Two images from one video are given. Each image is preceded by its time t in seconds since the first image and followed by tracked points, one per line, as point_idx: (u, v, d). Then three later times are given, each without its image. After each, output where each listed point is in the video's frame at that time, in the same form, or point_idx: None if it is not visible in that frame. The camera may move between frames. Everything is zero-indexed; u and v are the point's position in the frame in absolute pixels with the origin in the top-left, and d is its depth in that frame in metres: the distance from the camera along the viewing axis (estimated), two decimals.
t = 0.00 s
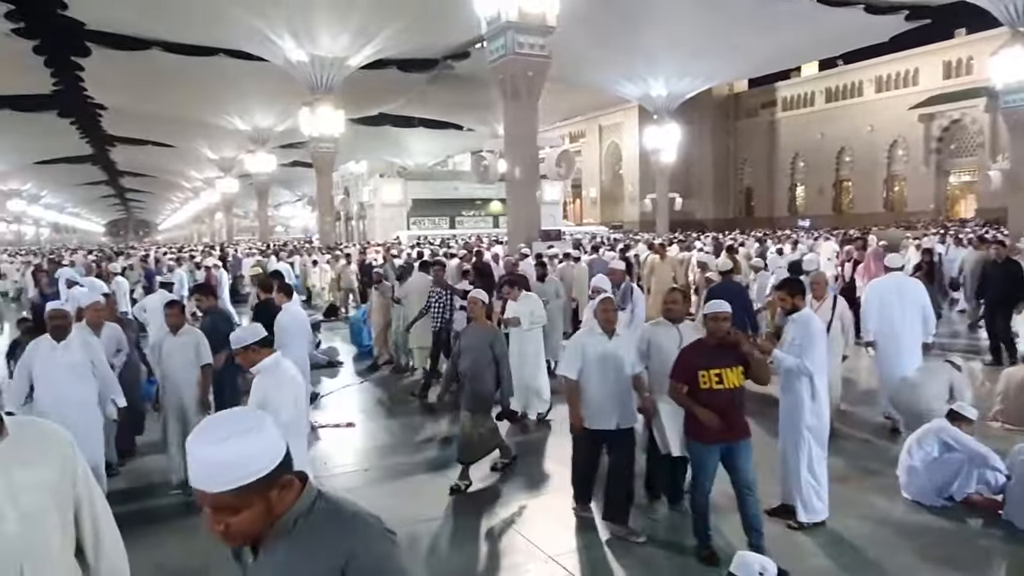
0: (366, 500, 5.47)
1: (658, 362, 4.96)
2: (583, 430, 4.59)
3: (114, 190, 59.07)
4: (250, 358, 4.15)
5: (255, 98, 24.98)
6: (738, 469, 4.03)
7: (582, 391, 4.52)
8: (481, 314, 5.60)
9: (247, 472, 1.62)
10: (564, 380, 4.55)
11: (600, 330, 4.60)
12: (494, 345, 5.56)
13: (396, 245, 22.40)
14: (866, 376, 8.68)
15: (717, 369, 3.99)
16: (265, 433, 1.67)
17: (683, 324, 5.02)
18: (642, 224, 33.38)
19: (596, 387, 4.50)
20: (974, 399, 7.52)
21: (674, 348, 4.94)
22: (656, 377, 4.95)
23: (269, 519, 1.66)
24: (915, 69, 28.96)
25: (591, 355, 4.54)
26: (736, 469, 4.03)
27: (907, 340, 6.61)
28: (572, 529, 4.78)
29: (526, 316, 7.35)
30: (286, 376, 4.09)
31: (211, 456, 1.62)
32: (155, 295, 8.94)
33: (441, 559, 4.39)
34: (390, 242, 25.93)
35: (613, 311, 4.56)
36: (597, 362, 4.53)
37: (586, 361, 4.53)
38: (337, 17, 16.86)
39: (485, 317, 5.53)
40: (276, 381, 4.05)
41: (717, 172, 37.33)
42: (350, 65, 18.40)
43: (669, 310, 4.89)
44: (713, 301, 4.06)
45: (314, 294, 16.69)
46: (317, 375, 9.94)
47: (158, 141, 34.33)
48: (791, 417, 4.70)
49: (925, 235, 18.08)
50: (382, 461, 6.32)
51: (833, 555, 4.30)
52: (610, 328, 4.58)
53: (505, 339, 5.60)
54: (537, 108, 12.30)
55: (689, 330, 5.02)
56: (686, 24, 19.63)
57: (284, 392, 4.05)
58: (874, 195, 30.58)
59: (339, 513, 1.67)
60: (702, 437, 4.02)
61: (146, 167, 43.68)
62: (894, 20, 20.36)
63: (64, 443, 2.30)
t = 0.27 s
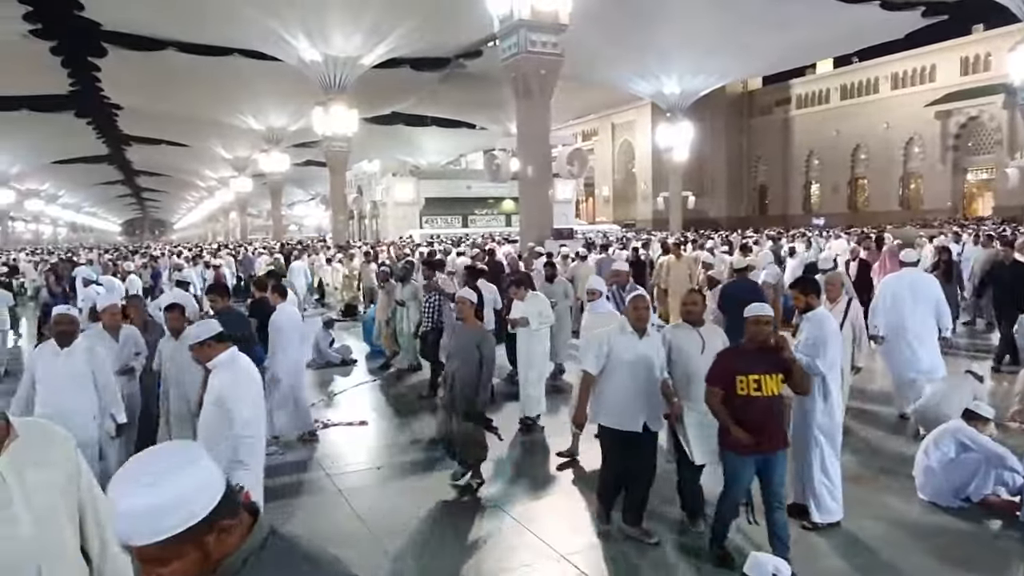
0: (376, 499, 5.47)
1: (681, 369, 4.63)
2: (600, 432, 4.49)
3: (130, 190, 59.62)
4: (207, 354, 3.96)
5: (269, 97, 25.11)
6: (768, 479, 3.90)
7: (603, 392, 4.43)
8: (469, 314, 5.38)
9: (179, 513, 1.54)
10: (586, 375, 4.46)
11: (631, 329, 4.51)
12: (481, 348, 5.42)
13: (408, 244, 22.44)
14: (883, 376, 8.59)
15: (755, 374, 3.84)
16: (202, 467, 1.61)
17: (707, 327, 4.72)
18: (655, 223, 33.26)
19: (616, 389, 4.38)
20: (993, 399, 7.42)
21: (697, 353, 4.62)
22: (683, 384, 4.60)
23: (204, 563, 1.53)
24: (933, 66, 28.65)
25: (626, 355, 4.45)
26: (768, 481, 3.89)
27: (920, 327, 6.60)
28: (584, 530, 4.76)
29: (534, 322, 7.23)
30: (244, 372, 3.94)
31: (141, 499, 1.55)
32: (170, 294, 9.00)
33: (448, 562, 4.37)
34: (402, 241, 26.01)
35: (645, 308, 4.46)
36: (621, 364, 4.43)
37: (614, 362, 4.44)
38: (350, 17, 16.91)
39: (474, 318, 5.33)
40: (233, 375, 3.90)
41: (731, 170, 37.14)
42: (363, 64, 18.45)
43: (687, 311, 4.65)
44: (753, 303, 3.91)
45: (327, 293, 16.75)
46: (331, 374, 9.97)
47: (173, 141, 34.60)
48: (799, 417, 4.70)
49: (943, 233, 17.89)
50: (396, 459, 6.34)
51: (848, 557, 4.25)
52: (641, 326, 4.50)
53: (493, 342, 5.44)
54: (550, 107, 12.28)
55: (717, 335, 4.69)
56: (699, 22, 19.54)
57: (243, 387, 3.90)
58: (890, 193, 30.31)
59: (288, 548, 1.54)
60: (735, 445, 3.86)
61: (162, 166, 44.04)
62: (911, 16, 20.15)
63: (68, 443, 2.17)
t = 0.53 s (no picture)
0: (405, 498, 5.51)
1: (725, 379, 4.45)
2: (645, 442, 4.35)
3: (169, 191, 60.92)
4: (191, 361, 3.86)
5: (304, 100, 25.45)
6: (828, 485, 3.77)
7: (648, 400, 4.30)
8: (470, 319, 5.31)
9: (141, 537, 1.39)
10: (629, 381, 4.37)
11: (676, 336, 4.34)
12: (484, 354, 5.30)
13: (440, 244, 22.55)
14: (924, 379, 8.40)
15: (818, 378, 3.71)
16: (140, 492, 1.48)
17: (744, 330, 4.57)
18: (688, 223, 32.97)
19: (661, 398, 4.25)
20: None
21: (737, 359, 4.46)
22: (725, 393, 4.41)
23: None
24: (976, 62, 27.92)
25: (675, 362, 4.29)
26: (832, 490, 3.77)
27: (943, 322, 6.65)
28: (613, 533, 4.74)
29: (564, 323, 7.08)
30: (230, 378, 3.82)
31: (90, 526, 1.32)
32: (208, 292, 9.16)
33: (476, 561, 4.38)
34: (435, 241, 26.17)
35: (692, 313, 4.31)
36: (667, 373, 4.28)
37: (662, 370, 4.30)
38: (384, 19, 17.05)
39: (475, 325, 5.25)
40: (219, 382, 3.78)
41: (766, 169, 36.64)
42: (396, 66, 18.60)
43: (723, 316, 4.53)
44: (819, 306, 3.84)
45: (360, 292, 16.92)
46: (364, 372, 10.08)
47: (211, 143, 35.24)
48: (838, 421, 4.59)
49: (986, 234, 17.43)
50: (426, 459, 6.37)
51: (883, 563, 4.18)
52: (688, 333, 4.33)
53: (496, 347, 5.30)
54: (583, 107, 12.24)
55: (758, 336, 4.56)
56: (733, 20, 19.32)
57: (228, 394, 3.77)
58: (931, 193, 29.62)
59: None
60: (786, 451, 3.78)
61: (200, 168, 44.91)
62: (954, 11, 19.67)
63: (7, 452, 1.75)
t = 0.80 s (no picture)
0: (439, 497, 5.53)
1: (773, 380, 4.38)
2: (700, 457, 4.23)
3: (213, 194, 62.23)
4: (179, 364, 3.92)
5: (342, 103, 25.78)
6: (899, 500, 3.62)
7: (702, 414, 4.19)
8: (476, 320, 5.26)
9: (82, 565, 1.40)
10: (678, 396, 4.29)
11: (723, 343, 4.27)
12: (493, 356, 5.27)
13: (477, 245, 22.62)
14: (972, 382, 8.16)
15: (890, 391, 3.49)
16: (89, 503, 1.49)
17: (794, 334, 4.47)
18: (727, 223, 32.52)
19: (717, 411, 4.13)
20: None
21: (787, 365, 4.37)
22: (778, 400, 4.36)
23: None
24: None
25: (727, 371, 4.19)
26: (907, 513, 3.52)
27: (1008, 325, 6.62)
28: (646, 535, 4.71)
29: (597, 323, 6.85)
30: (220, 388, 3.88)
31: (33, 545, 1.35)
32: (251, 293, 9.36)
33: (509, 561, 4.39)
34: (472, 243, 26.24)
35: (739, 319, 4.24)
36: (720, 382, 4.18)
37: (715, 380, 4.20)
38: (421, 21, 17.17)
39: (483, 325, 5.18)
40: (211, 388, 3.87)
41: (807, 168, 35.96)
42: (433, 68, 18.70)
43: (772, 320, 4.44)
44: (889, 314, 3.56)
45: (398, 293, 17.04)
46: (401, 372, 10.17)
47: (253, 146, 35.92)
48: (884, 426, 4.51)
49: None
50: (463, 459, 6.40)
51: (925, 569, 4.08)
52: (734, 340, 4.26)
53: (504, 350, 5.30)
54: (619, 106, 12.17)
55: (808, 342, 4.47)
56: (773, 17, 19.01)
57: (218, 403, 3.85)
58: (981, 191, 28.73)
59: None
60: (853, 467, 3.56)
61: (242, 171, 45.80)
62: (1005, 3, 19.05)
63: None
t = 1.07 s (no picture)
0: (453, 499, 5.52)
1: (806, 390, 4.13)
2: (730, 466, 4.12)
3: (227, 195, 62.63)
4: (147, 366, 3.88)
5: (355, 104, 25.91)
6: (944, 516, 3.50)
7: (729, 422, 4.08)
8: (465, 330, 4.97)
9: None
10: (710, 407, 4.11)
11: (751, 348, 4.11)
12: (480, 366, 4.94)
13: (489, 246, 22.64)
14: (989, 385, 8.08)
15: (937, 407, 3.35)
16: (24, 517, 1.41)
17: (832, 342, 4.15)
18: (740, 224, 32.36)
19: (747, 420, 4.01)
20: None
21: (822, 374, 4.08)
22: (809, 404, 4.09)
23: None
24: None
25: (756, 379, 4.05)
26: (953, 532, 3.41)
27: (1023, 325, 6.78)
28: (659, 538, 4.70)
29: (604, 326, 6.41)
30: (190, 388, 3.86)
31: None
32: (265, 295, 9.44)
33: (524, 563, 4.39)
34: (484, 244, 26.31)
35: (764, 323, 4.10)
36: (747, 390, 4.05)
37: (742, 388, 4.06)
38: (434, 23, 17.21)
39: (468, 335, 4.89)
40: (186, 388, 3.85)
41: (821, 168, 35.74)
42: (445, 69, 18.76)
43: (813, 328, 4.14)
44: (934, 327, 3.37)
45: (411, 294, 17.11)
46: (414, 373, 10.20)
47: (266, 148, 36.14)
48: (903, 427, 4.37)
49: None
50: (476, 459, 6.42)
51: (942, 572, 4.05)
52: (761, 344, 4.09)
53: (492, 359, 4.96)
54: (632, 107, 12.16)
55: (848, 354, 4.14)
56: (786, 17, 18.95)
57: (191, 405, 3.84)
58: (998, 192, 28.44)
59: None
60: (900, 487, 3.43)
61: (255, 172, 46.07)
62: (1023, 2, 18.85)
63: None
